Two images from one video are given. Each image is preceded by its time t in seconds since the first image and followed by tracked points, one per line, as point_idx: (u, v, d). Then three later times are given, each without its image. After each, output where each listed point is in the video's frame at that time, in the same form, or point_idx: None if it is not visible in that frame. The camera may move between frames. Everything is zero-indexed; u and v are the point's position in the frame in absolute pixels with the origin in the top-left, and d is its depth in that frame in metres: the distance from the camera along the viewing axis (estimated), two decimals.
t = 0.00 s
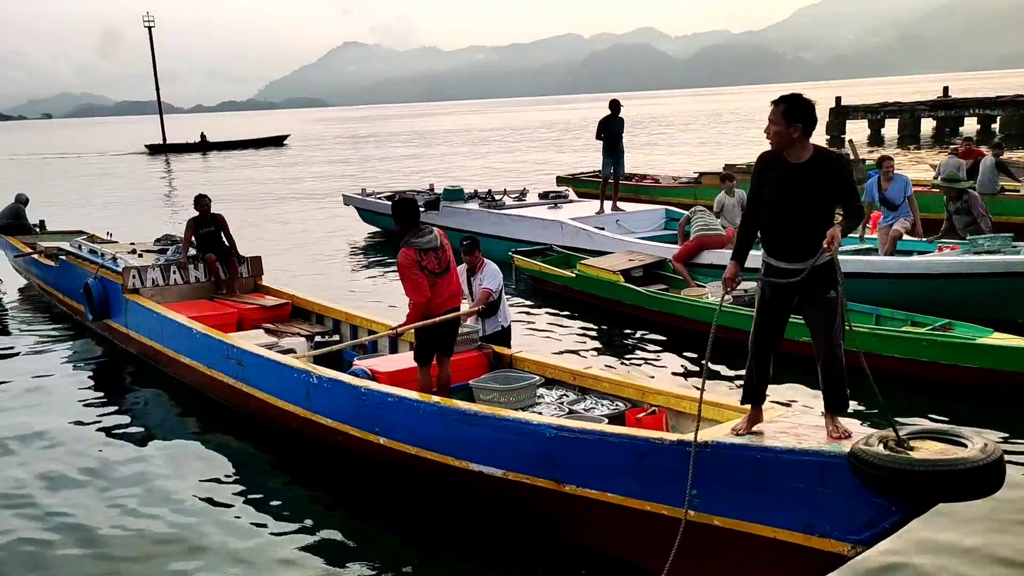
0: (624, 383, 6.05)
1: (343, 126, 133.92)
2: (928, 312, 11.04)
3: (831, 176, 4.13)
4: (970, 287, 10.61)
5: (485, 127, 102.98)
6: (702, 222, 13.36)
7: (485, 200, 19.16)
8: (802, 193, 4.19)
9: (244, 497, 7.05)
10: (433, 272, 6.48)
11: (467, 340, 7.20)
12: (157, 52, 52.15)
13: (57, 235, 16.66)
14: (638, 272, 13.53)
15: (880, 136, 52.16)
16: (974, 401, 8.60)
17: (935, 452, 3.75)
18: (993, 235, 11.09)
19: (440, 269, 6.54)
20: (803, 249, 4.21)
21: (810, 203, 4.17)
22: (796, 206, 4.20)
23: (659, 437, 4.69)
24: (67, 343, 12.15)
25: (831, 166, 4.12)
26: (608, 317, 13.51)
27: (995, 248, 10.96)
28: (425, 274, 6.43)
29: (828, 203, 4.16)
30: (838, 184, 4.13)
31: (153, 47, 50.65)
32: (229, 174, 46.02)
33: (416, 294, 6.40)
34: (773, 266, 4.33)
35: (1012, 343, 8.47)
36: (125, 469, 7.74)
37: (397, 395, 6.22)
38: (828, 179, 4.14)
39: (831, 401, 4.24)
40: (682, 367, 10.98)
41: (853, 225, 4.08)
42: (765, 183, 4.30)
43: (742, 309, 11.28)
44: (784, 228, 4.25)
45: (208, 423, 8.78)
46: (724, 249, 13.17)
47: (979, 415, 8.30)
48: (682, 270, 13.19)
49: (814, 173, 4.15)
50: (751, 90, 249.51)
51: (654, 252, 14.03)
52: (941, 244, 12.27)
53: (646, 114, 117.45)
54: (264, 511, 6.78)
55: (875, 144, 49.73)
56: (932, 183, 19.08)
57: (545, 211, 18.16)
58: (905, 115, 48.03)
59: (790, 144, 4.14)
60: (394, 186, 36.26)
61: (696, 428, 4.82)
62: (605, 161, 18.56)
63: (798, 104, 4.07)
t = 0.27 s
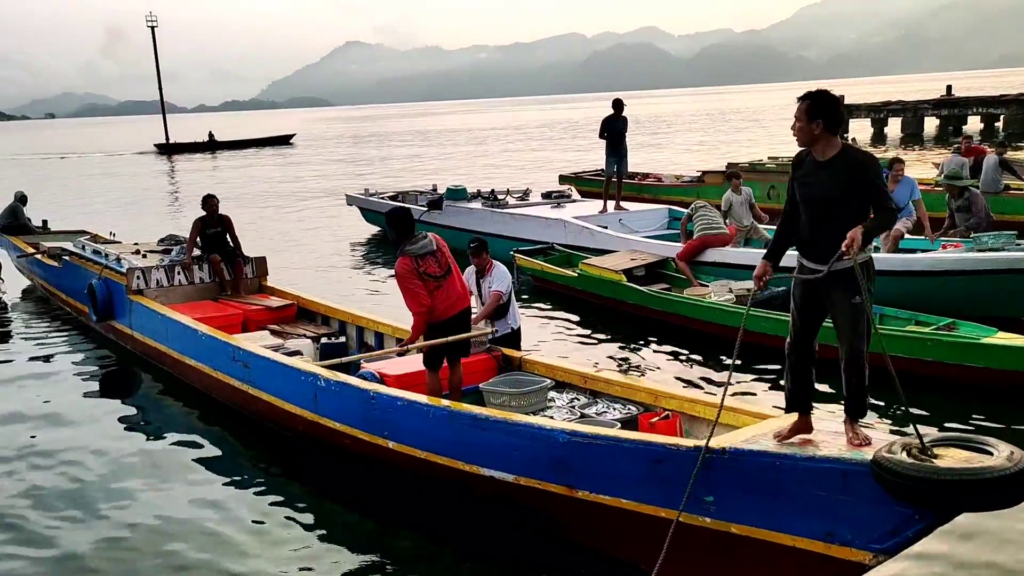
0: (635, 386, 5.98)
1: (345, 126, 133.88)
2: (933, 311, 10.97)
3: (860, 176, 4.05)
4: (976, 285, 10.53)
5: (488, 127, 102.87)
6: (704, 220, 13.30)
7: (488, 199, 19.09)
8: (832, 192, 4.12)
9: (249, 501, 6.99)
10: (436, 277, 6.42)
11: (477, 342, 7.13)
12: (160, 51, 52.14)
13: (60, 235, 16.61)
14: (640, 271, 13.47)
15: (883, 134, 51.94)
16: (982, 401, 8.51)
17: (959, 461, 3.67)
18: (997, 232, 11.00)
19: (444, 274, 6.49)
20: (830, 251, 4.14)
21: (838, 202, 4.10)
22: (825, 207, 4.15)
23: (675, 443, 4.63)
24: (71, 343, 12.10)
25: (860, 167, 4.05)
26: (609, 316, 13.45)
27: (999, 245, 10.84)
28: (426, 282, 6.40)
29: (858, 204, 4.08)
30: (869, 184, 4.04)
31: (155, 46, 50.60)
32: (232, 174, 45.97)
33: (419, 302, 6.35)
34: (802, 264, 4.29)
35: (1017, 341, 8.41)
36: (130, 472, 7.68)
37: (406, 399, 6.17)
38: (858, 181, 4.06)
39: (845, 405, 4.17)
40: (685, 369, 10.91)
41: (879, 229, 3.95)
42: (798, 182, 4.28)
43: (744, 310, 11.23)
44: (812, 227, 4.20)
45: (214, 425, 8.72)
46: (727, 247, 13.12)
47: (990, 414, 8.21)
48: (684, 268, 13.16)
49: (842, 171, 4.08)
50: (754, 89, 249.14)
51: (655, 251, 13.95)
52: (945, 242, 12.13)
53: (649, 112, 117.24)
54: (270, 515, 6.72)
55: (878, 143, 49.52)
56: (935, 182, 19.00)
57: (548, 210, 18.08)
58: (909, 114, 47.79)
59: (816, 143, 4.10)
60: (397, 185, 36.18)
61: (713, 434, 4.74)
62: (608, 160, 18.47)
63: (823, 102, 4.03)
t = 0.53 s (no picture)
0: (647, 390, 5.89)
1: (346, 126, 133.77)
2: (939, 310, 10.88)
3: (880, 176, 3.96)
4: (982, 285, 10.45)
5: (489, 126, 102.74)
6: (704, 220, 13.19)
7: (489, 199, 19.00)
8: (852, 194, 4.03)
9: (254, 506, 6.91)
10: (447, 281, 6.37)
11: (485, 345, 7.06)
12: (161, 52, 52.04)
13: (62, 236, 16.53)
14: (642, 272, 13.40)
15: (885, 133, 51.71)
16: (989, 400, 8.46)
17: (984, 469, 3.57)
18: (1000, 232, 10.97)
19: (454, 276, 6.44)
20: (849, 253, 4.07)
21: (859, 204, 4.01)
22: (844, 207, 4.06)
23: (690, 448, 4.55)
24: (72, 345, 12.02)
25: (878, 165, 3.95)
26: (610, 315, 13.39)
27: (1002, 243, 10.81)
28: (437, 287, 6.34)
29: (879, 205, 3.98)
30: (889, 184, 3.95)
31: (157, 47, 50.59)
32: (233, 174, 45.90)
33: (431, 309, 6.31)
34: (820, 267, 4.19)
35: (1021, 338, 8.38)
36: (134, 477, 7.61)
37: (414, 404, 6.10)
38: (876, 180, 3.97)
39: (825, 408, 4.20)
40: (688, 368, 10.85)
41: (891, 232, 3.93)
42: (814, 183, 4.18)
43: (746, 309, 11.18)
44: (831, 230, 4.11)
45: (218, 428, 8.65)
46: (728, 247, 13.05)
47: (998, 415, 8.15)
48: (685, 268, 13.12)
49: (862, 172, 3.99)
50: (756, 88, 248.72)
51: (654, 250, 13.87)
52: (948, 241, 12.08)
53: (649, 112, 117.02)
54: (274, 521, 6.65)
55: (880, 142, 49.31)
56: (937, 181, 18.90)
57: (549, 209, 17.99)
58: (911, 113, 47.57)
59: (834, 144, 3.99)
60: (397, 185, 36.09)
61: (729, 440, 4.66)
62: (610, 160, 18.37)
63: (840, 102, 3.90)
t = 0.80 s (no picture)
0: (655, 392, 5.82)
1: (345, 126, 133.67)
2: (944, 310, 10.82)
3: (901, 175, 3.89)
4: (986, 285, 10.38)
5: (488, 126, 102.65)
6: (704, 220, 13.09)
7: (488, 199, 18.92)
8: (873, 193, 3.93)
9: (257, 512, 6.84)
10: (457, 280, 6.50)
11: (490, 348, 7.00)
12: (160, 52, 51.99)
13: (62, 237, 16.45)
14: (642, 271, 13.34)
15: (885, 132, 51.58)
16: (994, 400, 8.42)
17: (1005, 475, 3.48)
18: (999, 230, 10.89)
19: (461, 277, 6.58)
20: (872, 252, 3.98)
21: (880, 204, 3.92)
22: (863, 206, 3.95)
23: (703, 455, 4.49)
24: (72, 349, 11.95)
25: (896, 160, 3.90)
26: (609, 314, 13.34)
27: (1000, 243, 10.76)
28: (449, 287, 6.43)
29: (900, 203, 3.91)
30: (909, 181, 3.90)
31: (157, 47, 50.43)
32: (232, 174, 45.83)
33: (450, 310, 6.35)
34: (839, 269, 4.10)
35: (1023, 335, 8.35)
36: (135, 481, 7.54)
37: (419, 409, 6.08)
38: (894, 176, 3.90)
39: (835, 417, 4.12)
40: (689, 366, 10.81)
41: (914, 227, 3.87)
42: (826, 182, 4.06)
43: (746, 306, 11.16)
44: (850, 230, 4.01)
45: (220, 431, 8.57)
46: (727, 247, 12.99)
47: (1003, 416, 8.11)
48: (685, 268, 13.06)
49: (882, 170, 3.92)
50: (755, 87, 248.58)
51: (654, 251, 13.81)
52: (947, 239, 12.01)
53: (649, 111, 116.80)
54: (277, 526, 6.58)
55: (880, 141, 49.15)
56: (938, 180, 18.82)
57: (549, 209, 17.91)
58: (910, 112, 47.47)
59: (853, 141, 3.89)
60: (396, 185, 36.01)
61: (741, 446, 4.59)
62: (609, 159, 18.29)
63: (865, 100, 3.78)
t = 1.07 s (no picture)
0: (662, 394, 5.75)
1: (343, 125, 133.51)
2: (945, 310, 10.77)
3: (935, 179, 3.82)
4: (984, 286, 10.33)
5: (486, 125, 102.57)
6: (703, 223, 12.96)
7: (487, 198, 18.85)
8: (907, 198, 3.86)
9: (259, 518, 6.77)
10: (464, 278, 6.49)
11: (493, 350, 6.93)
12: (156, 52, 51.83)
13: (59, 239, 16.36)
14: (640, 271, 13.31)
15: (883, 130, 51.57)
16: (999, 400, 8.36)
17: None
18: (996, 230, 10.90)
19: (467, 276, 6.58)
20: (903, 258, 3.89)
21: (913, 207, 3.85)
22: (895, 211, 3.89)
23: (713, 460, 4.41)
24: (70, 352, 11.86)
25: (931, 166, 3.82)
26: (608, 313, 13.28)
27: (998, 242, 10.75)
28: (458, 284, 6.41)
29: (933, 208, 3.83)
30: (943, 188, 3.83)
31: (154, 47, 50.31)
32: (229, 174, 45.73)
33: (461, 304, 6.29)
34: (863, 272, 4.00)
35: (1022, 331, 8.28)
36: (135, 488, 7.46)
37: (424, 413, 6.05)
38: (929, 182, 3.83)
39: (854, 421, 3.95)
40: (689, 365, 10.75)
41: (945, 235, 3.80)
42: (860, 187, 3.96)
43: (744, 304, 11.12)
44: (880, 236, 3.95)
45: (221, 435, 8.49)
46: (726, 248, 12.94)
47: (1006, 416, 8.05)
48: (683, 267, 13.01)
49: (915, 174, 3.85)
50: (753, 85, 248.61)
51: (652, 250, 13.75)
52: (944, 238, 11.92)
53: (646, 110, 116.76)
54: (278, 532, 6.50)
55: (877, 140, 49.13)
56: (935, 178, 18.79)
57: (547, 208, 17.84)
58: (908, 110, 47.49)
59: (890, 145, 3.83)
60: (394, 184, 35.92)
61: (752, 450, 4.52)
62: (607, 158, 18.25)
63: (906, 101, 3.76)
